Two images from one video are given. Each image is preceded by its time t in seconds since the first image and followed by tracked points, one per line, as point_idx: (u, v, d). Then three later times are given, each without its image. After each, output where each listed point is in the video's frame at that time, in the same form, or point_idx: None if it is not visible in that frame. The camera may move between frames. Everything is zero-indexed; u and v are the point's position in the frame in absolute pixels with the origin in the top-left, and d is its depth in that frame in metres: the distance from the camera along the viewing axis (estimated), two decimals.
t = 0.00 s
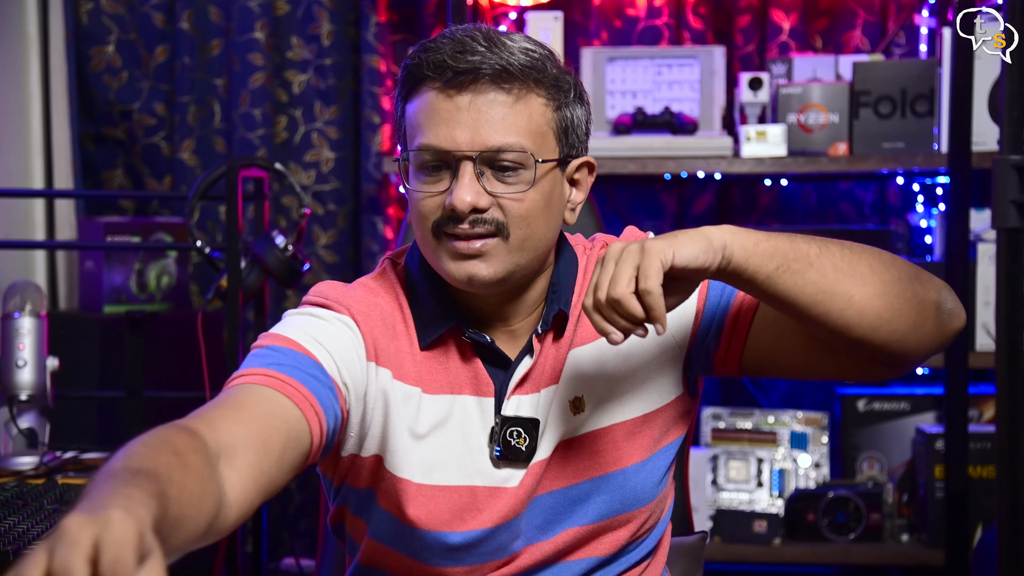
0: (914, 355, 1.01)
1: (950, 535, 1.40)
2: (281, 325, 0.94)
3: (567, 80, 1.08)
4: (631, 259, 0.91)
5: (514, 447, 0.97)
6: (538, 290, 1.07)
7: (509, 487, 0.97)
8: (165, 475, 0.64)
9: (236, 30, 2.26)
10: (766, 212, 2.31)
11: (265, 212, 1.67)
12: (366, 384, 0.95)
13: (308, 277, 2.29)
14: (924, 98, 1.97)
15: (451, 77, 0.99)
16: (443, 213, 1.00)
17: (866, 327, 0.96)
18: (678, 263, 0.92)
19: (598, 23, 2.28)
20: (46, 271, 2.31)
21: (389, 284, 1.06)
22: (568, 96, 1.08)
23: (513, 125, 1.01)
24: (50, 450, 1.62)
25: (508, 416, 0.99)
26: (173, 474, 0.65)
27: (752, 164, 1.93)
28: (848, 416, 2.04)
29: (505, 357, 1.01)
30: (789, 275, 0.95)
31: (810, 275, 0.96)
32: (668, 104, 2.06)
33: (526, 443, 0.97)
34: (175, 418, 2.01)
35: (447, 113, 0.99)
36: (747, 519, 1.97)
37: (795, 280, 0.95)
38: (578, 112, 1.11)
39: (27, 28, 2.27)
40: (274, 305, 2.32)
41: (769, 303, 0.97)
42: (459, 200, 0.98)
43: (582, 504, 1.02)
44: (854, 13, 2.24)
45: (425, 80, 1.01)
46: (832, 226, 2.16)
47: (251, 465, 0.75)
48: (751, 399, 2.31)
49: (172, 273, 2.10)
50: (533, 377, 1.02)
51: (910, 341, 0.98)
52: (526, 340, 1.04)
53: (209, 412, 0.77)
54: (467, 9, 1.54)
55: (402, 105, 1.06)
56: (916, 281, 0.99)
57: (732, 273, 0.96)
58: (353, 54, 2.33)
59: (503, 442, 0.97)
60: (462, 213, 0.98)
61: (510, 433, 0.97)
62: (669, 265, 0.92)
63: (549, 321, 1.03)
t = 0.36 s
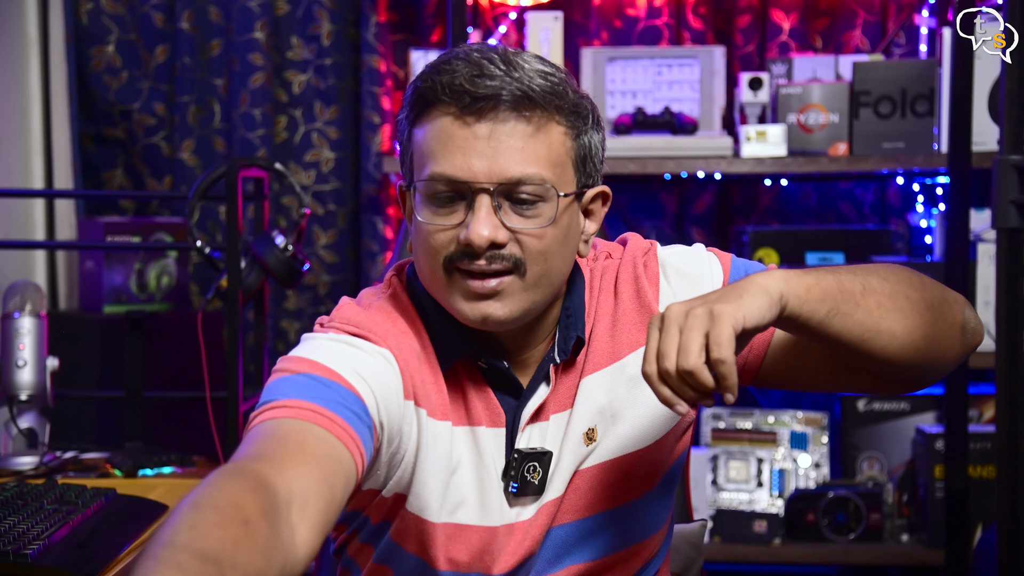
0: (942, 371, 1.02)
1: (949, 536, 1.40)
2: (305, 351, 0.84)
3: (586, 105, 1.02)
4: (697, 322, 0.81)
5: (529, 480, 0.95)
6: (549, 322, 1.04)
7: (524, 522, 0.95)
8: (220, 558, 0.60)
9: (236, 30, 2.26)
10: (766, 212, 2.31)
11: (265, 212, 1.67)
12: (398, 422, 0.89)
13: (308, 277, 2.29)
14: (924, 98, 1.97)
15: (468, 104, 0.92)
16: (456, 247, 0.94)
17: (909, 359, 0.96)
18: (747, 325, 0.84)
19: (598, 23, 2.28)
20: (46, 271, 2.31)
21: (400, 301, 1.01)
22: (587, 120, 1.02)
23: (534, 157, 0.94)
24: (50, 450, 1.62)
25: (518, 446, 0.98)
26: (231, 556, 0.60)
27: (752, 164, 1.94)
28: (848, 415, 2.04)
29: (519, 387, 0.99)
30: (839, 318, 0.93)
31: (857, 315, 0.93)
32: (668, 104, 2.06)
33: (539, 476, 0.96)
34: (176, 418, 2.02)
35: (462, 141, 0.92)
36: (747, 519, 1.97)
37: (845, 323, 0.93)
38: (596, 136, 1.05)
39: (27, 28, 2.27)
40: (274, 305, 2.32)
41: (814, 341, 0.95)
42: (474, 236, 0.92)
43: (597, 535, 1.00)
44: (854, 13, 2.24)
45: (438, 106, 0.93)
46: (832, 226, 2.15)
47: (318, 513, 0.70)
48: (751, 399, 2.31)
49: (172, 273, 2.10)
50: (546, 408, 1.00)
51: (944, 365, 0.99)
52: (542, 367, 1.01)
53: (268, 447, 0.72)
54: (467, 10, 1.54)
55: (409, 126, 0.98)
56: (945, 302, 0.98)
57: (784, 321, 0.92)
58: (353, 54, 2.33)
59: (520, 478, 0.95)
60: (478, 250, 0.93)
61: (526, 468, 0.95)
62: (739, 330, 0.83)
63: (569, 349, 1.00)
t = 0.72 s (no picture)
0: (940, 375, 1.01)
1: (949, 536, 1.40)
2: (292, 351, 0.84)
3: (574, 111, 1.01)
4: (674, 324, 0.81)
5: (519, 483, 0.95)
6: (538, 331, 1.03)
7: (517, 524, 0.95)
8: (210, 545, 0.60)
9: (236, 30, 2.26)
10: (766, 212, 2.31)
11: (265, 212, 1.67)
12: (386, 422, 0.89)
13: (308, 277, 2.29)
14: (924, 98, 1.97)
15: (453, 113, 0.91)
16: (444, 255, 0.94)
17: (900, 362, 0.95)
18: (725, 329, 0.84)
19: (598, 23, 2.28)
20: (46, 271, 2.31)
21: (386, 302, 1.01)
22: (574, 127, 1.02)
23: (521, 165, 0.94)
24: (50, 450, 1.62)
25: (510, 449, 0.97)
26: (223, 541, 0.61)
27: (752, 164, 1.93)
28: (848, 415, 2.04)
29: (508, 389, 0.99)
30: (824, 321, 0.93)
31: (843, 318, 0.93)
32: (668, 104, 2.06)
33: (530, 479, 0.95)
34: (176, 418, 2.02)
35: (447, 150, 0.92)
36: (747, 519, 1.97)
37: (831, 326, 0.93)
38: (584, 143, 1.04)
39: (27, 28, 2.27)
40: (274, 305, 2.32)
41: (804, 346, 0.95)
42: (462, 244, 0.92)
43: (594, 538, 1.01)
44: (854, 13, 2.24)
45: (423, 115, 0.93)
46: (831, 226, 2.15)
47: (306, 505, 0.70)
48: (751, 399, 2.31)
49: (172, 273, 2.10)
50: (536, 412, 1.00)
51: (937, 366, 0.98)
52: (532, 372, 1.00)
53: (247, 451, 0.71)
54: (467, 10, 1.54)
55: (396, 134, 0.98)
56: (939, 306, 0.98)
57: (767, 325, 0.92)
58: (353, 54, 2.33)
59: (510, 481, 0.94)
60: (465, 258, 0.92)
61: (517, 471, 0.94)
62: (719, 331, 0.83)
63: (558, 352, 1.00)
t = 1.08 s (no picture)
0: (926, 380, 0.99)
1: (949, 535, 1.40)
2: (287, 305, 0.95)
3: (567, 74, 1.10)
4: (657, 282, 0.83)
5: (513, 450, 0.96)
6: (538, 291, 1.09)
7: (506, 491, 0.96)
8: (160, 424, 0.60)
9: (236, 30, 2.26)
10: (766, 212, 2.31)
11: (265, 212, 1.67)
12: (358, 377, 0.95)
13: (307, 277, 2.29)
14: (924, 98, 1.97)
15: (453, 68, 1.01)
16: (446, 207, 1.02)
17: (885, 354, 0.94)
18: (709, 289, 0.85)
19: (598, 23, 2.28)
20: (46, 271, 2.31)
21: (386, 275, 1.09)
22: (569, 90, 1.11)
23: (514, 117, 1.03)
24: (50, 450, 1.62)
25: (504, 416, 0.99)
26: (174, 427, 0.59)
27: (752, 164, 1.93)
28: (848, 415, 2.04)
29: (499, 355, 1.02)
30: (811, 301, 0.91)
31: (831, 302, 0.92)
32: (668, 103, 2.06)
33: (523, 446, 0.96)
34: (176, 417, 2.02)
35: (448, 102, 1.02)
36: (747, 519, 1.97)
37: (818, 308, 0.91)
38: (578, 107, 1.14)
39: (27, 29, 2.27)
40: (274, 305, 2.32)
41: (788, 326, 0.94)
42: (462, 193, 1.00)
43: (582, 512, 1.01)
44: (854, 13, 2.24)
45: (425, 72, 1.03)
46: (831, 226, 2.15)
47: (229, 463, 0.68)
48: (751, 399, 2.31)
49: (171, 273, 2.10)
50: (532, 381, 1.02)
51: (923, 367, 0.96)
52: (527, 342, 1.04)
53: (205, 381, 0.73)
54: (467, 9, 1.54)
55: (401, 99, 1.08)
56: (931, 307, 0.96)
57: (750, 296, 0.92)
58: (353, 54, 2.33)
59: (503, 445, 0.96)
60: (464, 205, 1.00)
61: (508, 437, 0.96)
62: (700, 290, 0.84)
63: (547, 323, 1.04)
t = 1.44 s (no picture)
0: (857, 442, 0.96)
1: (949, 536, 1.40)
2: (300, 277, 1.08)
3: (574, 48, 1.16)
4: (601, 255, 0.83)
5: (504, 395, 1.02)
6: (546, 251, 1.14)
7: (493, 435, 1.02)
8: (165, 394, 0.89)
9: (235, 30, 2.26)
10: (766, 212, 2.31)
11: (265, 212, 1.67)
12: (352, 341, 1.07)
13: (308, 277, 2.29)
14: (924, 98, 1.97)
15: (463, 42, 1.09)
16: (459, 167, 1.08)
17: (819, 399, 0.91)
18: (661, 271, 0.85)
19: (598, 23, 2.28)
20: (46, 271, 2.31)
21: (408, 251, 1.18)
22: (574, 63, 1.16)
23: (520, 84, 1.10)
24: (50, 450, 1.62)
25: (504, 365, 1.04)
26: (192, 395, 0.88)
27: (752, 164, 1.93)
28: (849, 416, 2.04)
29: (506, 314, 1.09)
30: (759, 325, 0.89)
31: (780, 332, 0.89)
32: (668, 103, 2.06)
33: (517, 391, 1.02)
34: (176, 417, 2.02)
35: (460, 72, 1.09)
36: (747, 519, 1.98)
37: (763, 334, 0.89)
38: (585, 81, 1.18)
39: (27, 28, 2.27)
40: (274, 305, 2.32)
41: (734, 339, 0.92)
42: (472, 153, 1.06)
43: (574, 466, 1.02)
44: (854, 13, 2.24)
45: (441, 49, 1.12)
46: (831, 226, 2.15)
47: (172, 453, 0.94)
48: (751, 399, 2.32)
49: (172, 273, 2.10)
50: (535, 343, 1.07)
51: (855, 427, 0.93)
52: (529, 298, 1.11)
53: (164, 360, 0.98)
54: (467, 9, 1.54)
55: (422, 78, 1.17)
56: (886, 376, 0.92)
57: (701, 300, 0.90)
58: (353, 54, 2.33)
59: (494, 388, 1.02)
60: (475, 165, 1.06)
61: (502, 381, 1.02)
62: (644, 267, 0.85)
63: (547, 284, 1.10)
